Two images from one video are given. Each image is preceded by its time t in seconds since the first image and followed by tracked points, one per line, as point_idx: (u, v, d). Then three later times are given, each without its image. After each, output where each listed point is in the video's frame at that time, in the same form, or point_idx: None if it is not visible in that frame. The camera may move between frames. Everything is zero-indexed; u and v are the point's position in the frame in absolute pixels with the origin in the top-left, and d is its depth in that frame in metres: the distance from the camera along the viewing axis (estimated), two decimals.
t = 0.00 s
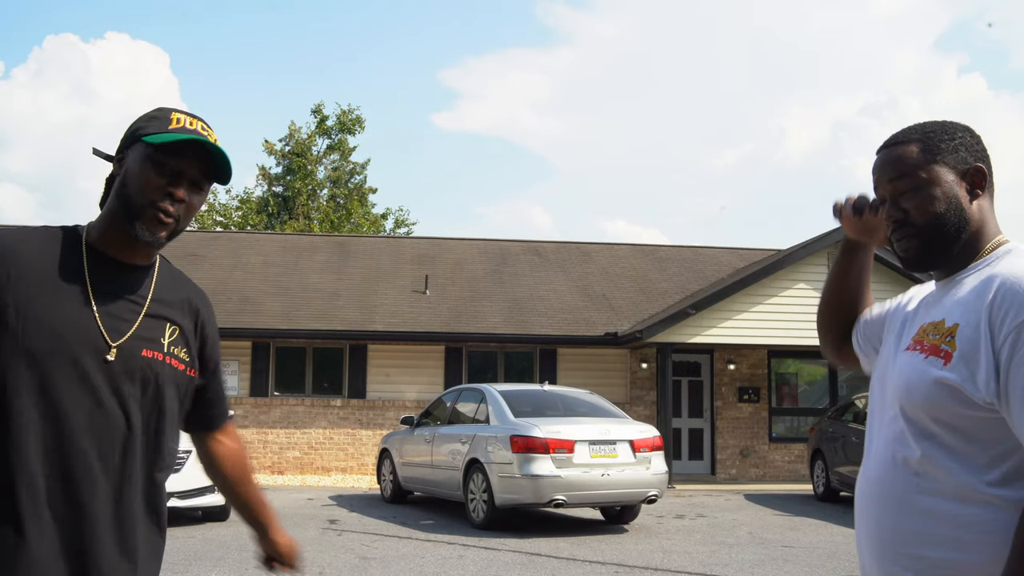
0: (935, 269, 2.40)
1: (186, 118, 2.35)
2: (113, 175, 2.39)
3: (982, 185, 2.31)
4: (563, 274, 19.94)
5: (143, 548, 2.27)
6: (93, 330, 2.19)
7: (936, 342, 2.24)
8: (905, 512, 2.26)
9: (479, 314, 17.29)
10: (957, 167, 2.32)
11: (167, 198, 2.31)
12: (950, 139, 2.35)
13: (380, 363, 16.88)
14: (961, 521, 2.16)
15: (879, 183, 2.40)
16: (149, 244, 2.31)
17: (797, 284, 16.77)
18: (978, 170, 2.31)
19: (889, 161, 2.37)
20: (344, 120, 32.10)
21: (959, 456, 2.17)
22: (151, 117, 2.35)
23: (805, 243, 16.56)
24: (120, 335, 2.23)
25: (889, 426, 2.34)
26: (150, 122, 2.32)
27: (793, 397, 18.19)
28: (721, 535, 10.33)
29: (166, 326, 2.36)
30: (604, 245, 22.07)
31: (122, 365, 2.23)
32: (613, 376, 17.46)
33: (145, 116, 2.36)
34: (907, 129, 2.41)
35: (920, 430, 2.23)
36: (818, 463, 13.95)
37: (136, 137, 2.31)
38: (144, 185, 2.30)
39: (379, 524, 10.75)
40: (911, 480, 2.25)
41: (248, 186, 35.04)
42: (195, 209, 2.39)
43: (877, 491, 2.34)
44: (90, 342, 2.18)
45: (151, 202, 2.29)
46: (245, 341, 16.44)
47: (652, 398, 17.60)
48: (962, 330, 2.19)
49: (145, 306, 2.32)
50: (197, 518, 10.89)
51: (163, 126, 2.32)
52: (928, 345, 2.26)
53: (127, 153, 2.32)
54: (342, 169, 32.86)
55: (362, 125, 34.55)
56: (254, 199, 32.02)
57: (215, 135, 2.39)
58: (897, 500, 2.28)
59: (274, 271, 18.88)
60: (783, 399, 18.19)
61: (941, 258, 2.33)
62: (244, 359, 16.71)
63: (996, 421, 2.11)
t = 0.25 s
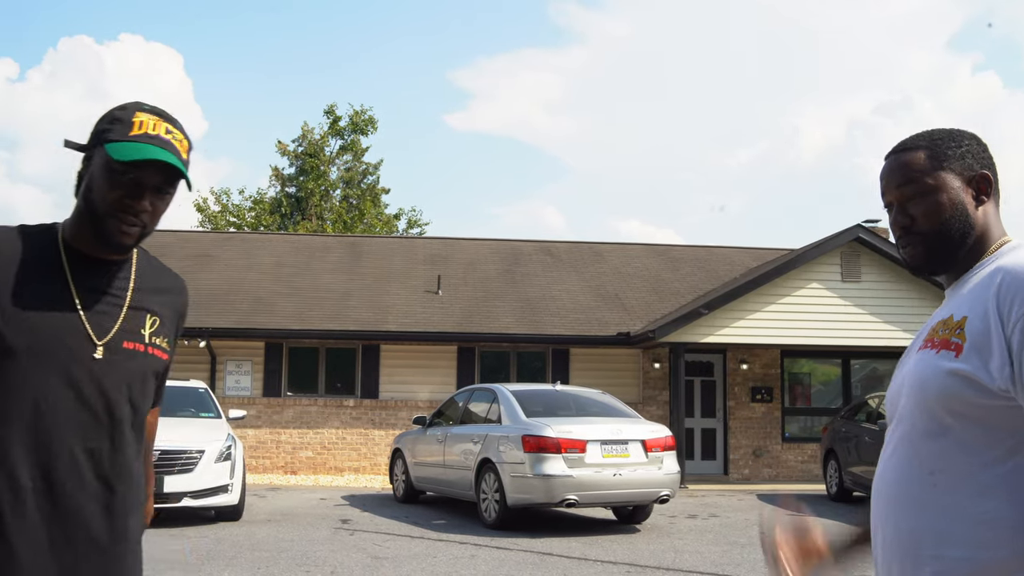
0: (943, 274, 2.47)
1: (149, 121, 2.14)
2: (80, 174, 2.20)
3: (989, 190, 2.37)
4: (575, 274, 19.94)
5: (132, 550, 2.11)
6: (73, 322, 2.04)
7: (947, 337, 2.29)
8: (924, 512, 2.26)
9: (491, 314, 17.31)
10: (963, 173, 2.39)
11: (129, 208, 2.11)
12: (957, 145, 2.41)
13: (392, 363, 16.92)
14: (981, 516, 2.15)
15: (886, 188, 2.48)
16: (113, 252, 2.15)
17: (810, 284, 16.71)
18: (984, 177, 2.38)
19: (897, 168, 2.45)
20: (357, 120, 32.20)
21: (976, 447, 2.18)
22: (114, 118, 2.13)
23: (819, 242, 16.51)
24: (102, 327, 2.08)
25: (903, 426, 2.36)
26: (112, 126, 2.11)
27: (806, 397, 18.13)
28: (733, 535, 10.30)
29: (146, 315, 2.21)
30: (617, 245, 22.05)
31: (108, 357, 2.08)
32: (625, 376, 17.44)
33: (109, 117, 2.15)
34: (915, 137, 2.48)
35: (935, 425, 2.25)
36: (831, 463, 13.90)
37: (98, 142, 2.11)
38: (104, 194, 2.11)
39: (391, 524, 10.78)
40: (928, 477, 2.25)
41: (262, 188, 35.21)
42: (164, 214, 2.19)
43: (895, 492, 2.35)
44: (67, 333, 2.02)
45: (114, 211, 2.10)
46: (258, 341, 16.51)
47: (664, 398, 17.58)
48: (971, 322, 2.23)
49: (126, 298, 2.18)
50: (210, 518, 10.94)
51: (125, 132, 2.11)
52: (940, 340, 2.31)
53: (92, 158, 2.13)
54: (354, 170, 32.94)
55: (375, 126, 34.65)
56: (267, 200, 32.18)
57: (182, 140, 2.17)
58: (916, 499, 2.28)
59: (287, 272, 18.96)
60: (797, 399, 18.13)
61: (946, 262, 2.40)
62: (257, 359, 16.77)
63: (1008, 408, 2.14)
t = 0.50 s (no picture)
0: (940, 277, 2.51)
1: (94, 119, 2.23)
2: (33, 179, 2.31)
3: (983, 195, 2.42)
4: (586, 274, 19.93)
5: (112, 545, 2.22)
6: (41, 329, 2.17)
7: (947, 333, 2.31)
8: (932, 509, 2.27)
9: (502, 314, 17.32)
10: (957, 178, 2.44)
11: (82, 203, 2.22)
12: (950, 150, 2.47)
13: (403, 363, 16.95)
14: (990, 508, 2.17)
15: (882, 193, 2.53)
16: (72, 250, 2.25)
17: (821, 284, 16.67)
18: (979, 182, 2.43)
19: (892, 172, 2.50)
20: (367, 121, 32.24)
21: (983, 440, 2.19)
22: (60, 119, 2.23)
23: (830, 242, 16.46)
24: (69, 328, 2.21)
25: (909, 425, 2.38)
26: (59, 128, 2.20)
27: (817, 397, 18.08)
28: (744, 535, 10.29)
29: (112, 316, 2.31)
30: (627, 245, 22.04)
31: (76, 359, 2.21)
32: (635, 376, 17.43)
33: (55, 119, 2.25)
34: (912, 143, 2.53)
35: (941, 421, 2.26)
36: (842, 463, 13.86)
37: (47, 144, 2.21)
38: (58, 193, 2.21)
39: (402, 524, 10.80)
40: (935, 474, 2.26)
41: (272, 188, 35.28)
42: (117, 207, 2.29)
43: (904, 490, 2.35)
44: (36, 340, 2.16)
45: (68, 208, 2.21)
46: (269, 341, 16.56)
47: (675, 399, 17.55)
48: (970, 317, 2.26)
49: (92, 299, 2.29)
50: (221, 517, 10.99)
51: (72, 131, 2.21)
52: (941, 338, 2.33)
53: (42, 161, 2.23)
54: (365, 170, 33.00)
55: (386, 126, 34.71)
56: (278, 201, 32.25)
57: (128, 135, 2.27)
58: (927, 496, 2.28)
59: (298, 272, 19.01)
60: (808, 399, 18.08)
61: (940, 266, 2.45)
62: (268, 359, 16.82)
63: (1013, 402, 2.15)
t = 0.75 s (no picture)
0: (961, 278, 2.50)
1: (68, 115, 2.22)
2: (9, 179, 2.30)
3: (1000, 196, 2.42)
4: (596, 274, 19.93)
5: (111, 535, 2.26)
6: (30, 328, 2.19)
7: (954, 333, 2.31)
8: (942, 510, 2.28)
9: (512, 314, 17.34)
10: (974, 180, 2.44)
11: (63, 197, 2.23)
12: (966, 153, 2.47)
13: (413, 363, 16.98)
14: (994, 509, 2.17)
15: (899, 197, 2.52)
16: (57, 242, 2.26)
17: (832, 284, 16.62)
18: (996, 183, 2.43)
19: (909, 177, 2.49)
20: (378, 121, 32.31)
21: (986, 440, 2.19)
22: (34, 119, 2.22)
23: (841, 241, 16.42)
24: (56, 323, 2.23)
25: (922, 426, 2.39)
26: (34, 125, 2.19)
27: (828, 397, 18.03)
28: (755, 535, 10.29)
29: (94, 309, 2.34)
30: (638, 245, 22.02)
31: (65, 354, 2.23)
32: (646, 377, 17.42)
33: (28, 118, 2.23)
34: (927, 145, 2.52)
35: (948, 422, 2.27)
36: (854, 463, 13.82)
37: (23, 144, 2.19)
38: (40, 189, 2.21)
39: (412, 523, 10.82)
40: (946, 475, 2.28)
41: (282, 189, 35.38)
42: (96, 197, 2.31)
43: (917, 490, 2.37)
44: (28, 337, 2.18)
45: (50, 204, 2.21)
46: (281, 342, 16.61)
47: (686, 399, 17.53)
48: (975, 316, 2.24)
49: (75, 294, 2.31)
50: (233, 517, 11.03)
51: (47, 129, 2.20)
52: (948, 338, 2.33)
53: (19, 159, 2.21)
54: (376, 171, 33.07)
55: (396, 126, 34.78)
56: (289, 201, 32.35)
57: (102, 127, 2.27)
58: (937, 496, 2.30)
59: (309, 272, 19.06)
60: (819, 399, 18.03)
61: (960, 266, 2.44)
62: (279, 359, 16.87)
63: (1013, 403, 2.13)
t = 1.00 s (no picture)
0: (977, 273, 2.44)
1: (65, 115, 2.25)
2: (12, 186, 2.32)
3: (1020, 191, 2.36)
4: (606, 274, 19.94)
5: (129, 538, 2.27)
6: (47, 331, 2.18)
7: (970, 335, 2.29)
8: (954, 513, 2.28)
9: (522, 314, 17.36)
10: (995, 175, 2.38)
11: (69, 195, 2.24)
12: (989, 146, 2.42)
13: (424, 363, 17.01)
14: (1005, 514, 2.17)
15: (917, 187, 2.47)
16: (66, 240, 2.27)
17: (843, 284, 16.59)
18: (1017, 178, 2.37)
19: (928, 167, 2.45)
20: (388, 122, 32.37)
21: (1001, 444, 2.18)
22: (33, 122, 2.25)
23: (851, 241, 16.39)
24: (71, 326, 2.23)
25: (935, 426, 2.38)
26: (33, 127, 2.21)
27: (839, 398, 17.99)
28: (765, 535, 10.28)
29: (109, 312, 2.34)
30: (648, 245, 22.02)
31: (79, 355, 2.23)
32: (656, 377, 17.42)
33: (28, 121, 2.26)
34: (948, 135, 2.47)
35: (961, 425, 2.26)
36: (865, 463, 13.79)
37: (25, 146, 2.21)
38: (44, 188, 2.23)
39: (423, 523, 10.84)
40: (959, 478, 2.28)
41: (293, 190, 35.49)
42: (100, 196, 2.32)
43: (928, 490, 2.37)
44: (46, 340, 2.17)
45: (55, 202, 2.23)
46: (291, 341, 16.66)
47: (696, 399, 17.52)
48: (992, 319, 2.23)
49: (88, 296, 2.31)
50: (244, 516, 11.06)
51: (46, 128, 2.23)
52: (965, 340, 2.31)
53: (20, 161, 2.23)
54: (385, 171, 33.14)
55: (406, 127, 34.85)
56: (299, 202, 32.45)
57: (102, 124, 2.29)
58: (948, 499, 2.30)
59: (319, 273, 19.12)
60: (830, 400, 17.99)
61: (974, 260, 2.39)
62: (290, 359, 16.92)
63: None
